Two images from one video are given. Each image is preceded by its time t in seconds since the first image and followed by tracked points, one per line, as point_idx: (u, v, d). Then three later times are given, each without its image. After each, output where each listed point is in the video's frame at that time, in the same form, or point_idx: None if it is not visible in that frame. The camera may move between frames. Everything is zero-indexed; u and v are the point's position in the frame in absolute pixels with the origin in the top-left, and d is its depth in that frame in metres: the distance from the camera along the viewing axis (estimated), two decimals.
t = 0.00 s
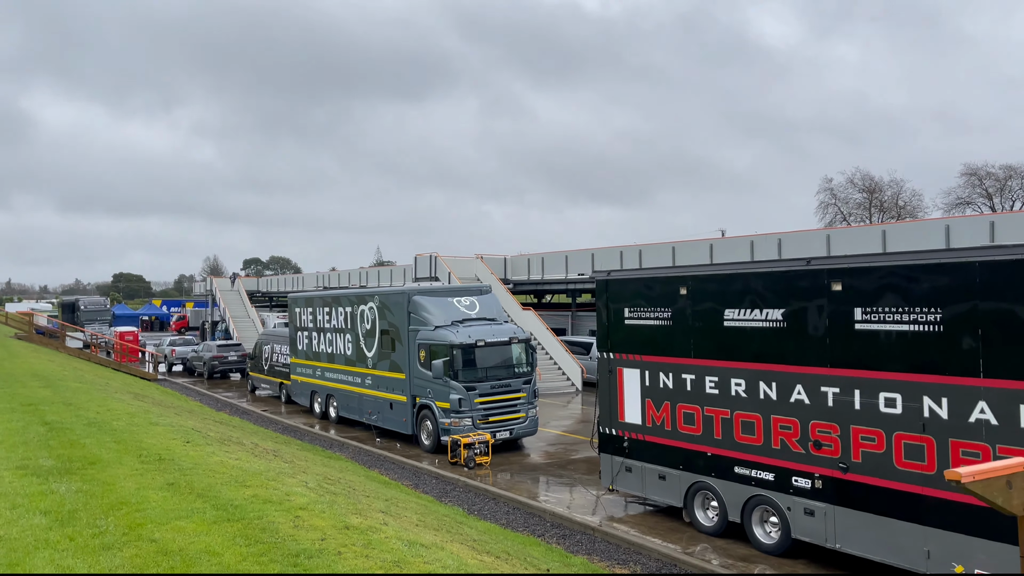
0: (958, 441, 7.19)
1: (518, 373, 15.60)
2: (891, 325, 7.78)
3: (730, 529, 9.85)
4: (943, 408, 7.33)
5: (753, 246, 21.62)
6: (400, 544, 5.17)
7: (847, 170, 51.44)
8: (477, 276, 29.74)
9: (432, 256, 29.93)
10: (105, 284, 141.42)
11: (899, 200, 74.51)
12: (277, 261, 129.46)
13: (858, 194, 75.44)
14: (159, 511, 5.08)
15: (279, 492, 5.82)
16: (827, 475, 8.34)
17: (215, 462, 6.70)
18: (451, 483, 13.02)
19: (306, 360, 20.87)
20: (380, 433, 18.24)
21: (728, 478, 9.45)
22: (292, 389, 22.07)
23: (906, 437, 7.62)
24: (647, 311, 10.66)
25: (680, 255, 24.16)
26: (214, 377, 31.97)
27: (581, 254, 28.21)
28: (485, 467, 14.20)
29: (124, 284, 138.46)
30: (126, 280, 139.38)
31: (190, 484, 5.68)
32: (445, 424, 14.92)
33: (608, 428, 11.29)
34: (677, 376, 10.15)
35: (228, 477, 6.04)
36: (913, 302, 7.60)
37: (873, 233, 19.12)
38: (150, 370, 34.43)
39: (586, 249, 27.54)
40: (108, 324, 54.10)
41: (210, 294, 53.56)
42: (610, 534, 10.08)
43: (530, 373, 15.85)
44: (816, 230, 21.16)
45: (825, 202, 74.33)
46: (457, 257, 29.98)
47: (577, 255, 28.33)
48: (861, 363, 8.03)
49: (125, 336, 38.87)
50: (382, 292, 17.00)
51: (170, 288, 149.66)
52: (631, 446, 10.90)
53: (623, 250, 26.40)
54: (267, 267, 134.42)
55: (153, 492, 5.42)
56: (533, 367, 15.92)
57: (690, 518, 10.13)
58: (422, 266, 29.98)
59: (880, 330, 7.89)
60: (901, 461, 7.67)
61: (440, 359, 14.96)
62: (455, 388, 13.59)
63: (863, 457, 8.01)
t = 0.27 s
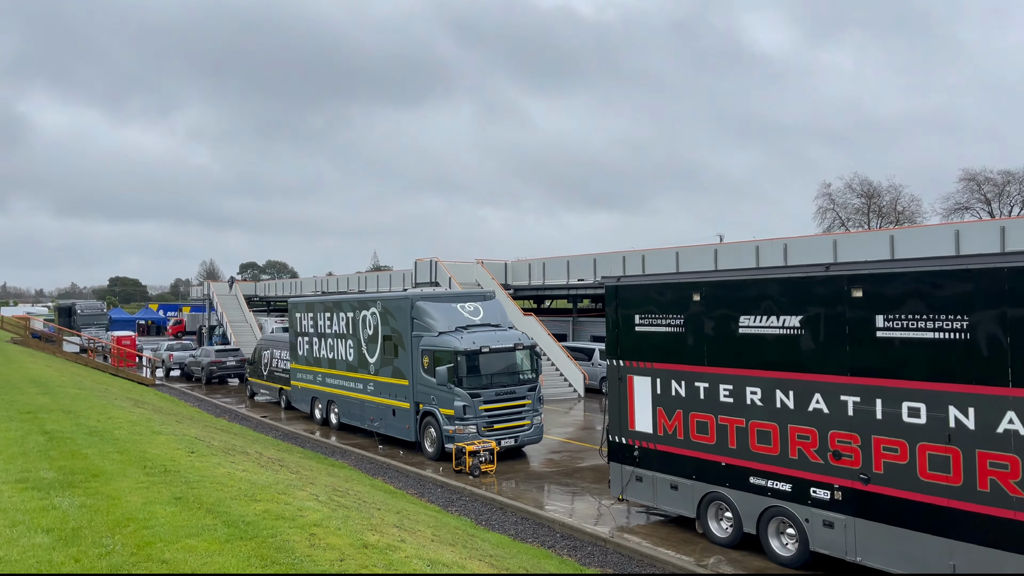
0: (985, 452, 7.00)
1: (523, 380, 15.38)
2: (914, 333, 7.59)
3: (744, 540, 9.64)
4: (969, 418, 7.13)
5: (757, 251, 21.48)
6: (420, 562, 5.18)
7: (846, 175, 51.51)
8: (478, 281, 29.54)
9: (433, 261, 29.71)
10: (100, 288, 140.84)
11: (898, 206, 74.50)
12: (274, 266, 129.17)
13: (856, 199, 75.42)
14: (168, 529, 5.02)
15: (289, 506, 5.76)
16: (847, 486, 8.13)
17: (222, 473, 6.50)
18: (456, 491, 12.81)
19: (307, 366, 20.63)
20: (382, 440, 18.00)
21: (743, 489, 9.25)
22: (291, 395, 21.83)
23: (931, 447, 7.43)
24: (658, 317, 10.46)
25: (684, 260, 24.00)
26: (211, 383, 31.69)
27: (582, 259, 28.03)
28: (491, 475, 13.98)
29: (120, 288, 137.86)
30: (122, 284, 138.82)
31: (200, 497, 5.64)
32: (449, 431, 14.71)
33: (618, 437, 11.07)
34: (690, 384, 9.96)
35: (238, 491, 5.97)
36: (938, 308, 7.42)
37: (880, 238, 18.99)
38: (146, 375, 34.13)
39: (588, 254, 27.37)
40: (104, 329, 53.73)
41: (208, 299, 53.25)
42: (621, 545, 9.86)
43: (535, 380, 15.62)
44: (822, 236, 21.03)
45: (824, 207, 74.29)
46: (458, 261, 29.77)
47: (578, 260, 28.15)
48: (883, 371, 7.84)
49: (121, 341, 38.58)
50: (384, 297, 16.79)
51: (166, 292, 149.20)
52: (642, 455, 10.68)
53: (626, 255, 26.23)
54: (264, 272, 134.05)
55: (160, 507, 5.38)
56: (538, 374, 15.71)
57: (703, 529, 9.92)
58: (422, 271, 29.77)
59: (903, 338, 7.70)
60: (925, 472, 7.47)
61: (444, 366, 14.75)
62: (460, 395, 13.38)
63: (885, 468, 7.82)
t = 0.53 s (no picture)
0: (1017, 456, 6.81)
1: (532, 382, 15.18)
2: (943, 334, 7.40)
3: (763, 545, 9.46)
4: (1000, 421, 6.95)
5: (765, 252, 21.33)
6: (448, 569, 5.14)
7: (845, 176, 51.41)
8: (481, 282, 29.36)
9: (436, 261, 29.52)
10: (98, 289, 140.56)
11: (897, 208, 74.41)
12: (273, 267, 128.94)
13: (856, 201, 75.32)
14: (185, 538, 4.90)
15: (309, 512, 5.77)
16: (871, 491, 7.95)
17: (235, 478, 6.37)
18: (466, 495, 12.61)
19: (310, 368, 20.43)
20: (387, 443, 17.81)
21: (763, 493, 9.06)
22: (295, 397, 21.62)
23: (959, 451, 7.24)
24: (673, 318, 10.27)
25: (690, 261, 23.84)
26: (212, 384, 31.48)
27: (587, 261, 27.85)
28: (500, 479, 13.78)
29: (119, 289, 137.48)
30: (120, 286, 138.58)
31: (215, 504, 5.53)
32: (457, 434, 14.52)
33: (631, 440, 10.89)
34: (707, 386, 9.77)
35: (254, 497, 5.87)
36: (967, 309, 7.24)
37: (889, 239, 18.84)
38: (147, 377, 33.89)
39: (593, 255, 27.19)
40: (103, 330, 53.48)
41: (207, 300, 53.04)
42: (638, 550, 9.67)
43: (544, 382, 15.43)
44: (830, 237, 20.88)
45: (823, 209, 74.18)
46: (461, 262, 29.58)
47: (583, 261, 27.97)
48: (909, 373, 7.66)
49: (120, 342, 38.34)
50: (390, 298, 16.60)
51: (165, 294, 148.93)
52: (656, 458, 10.50)
53: (631, 256, 26.05)
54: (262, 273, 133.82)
55: (174, 515, 5.28)
56: (546, 376, 15.51)
57: (720, 534, 9.73)
58: (425, 272, 29.58)
59: (931, 339, 7.52)
60: (953, 476, 7.29)
61: (452, 367, 14.56)
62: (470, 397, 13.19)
63: (911, 472, 7.64)
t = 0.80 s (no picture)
0: None
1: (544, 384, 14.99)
2: (974, 338, 7.19)
3: (785, 553, 9.25)
4: None
5: (775, 252, 21.13)
6: None
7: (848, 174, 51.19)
8: (487, 283, 29.18)
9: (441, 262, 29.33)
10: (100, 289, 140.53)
11: (901, 207, 74.14)
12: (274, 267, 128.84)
13: (859, 201, 75.06)
14: (206, 555, 5.05)
15: (331, 524, 5.97)
16: (900, 498, 7.74)
17: (250, 488, 6.79)
18: (478, 499, 12.45)
19: (317, 369, 20.25)
20: (395, 445, 17.62)
21: (785, 499, 8.85)
22: (301, 398, 21.44)
23: (992, 458, 7.02)
24: (692, 320, 10.08)
25: (699, 262, 23.65)
26: (216, 385, 31.34)
27: (594, 261, 27.64)
28: (511, 483, 13.60)
29: (121, 290, 137.48)
30: (122, 286, 138.56)
31: (233, 518, 5.83)
32: (468, 437, 14.34)
33: (648, 445, 10.70)
34: (727, 390, 9.58)
35: (273, 509, 6.16)
36: (999, 311, 7.03)
37: (903, 239, 18.63)
38: (150, 377, 33.69)
39: (600, 255, 26.99)
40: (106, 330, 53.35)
41: (210, 300, 52.90)
42: (656, 558, 9.48)
43: (555, 384, 15.23)
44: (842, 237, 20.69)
45: (826, 208, 73.92)
46: (467, 263, 29.40)
47: (589, 262, 27.76)
48: (939, 378, 7.45)
49: (124, 343, 38.22)
50: (399, 299, 16.42)
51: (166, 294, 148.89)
52: (674, 463, 10.31)
53: (639, 257, 25.84)
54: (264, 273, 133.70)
55: (193, 528, 5.52)
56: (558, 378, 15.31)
57: (740, 541, 9.56)
58: (430, 273, 29.39)
59: (962, 343, 7.31)
60: (986, 484, 7.07)
61: (462, 370, 14.38)
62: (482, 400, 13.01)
63: (941, 479, 7.42)
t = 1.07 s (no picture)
0: None
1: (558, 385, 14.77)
2: (1014, 337, 6.95)
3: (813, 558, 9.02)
4: None
5: (791, 251, 20.90)
6: None
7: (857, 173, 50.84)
8: (497, 283, 28.99)
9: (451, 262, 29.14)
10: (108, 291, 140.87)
11: (910, 207, 73.68)
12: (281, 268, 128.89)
13: (867, 200, 74.63)
14: (232, 563, 4.89)
15: (358, 532, 5.80)
16: (935, 502, 7.50)
17: (271, 491, 6.67)
18: (494, 502, 12.25)
19: (327, 371, 20.08)
20: (407, 447, 17.43)
21: (814, 503, 8.63)
22: (311, 400, 21.26)
23: None
24: (714, 319, 9.86)
25: (712, 261, 23.42)
26: (225, 387, 31.23)
27: (604, 261, 27.41)
28: (527, 485, 13.38)
29: (128, 292, 137.80)
30: (129, 288, 138.88)
31: (257, 525, 5.66)
32: (482, 439, 14.13)
33: (670, 447, 10.48)
34: (751, 391, 9.36)
35: (296, 514, 6.03)
36: None
37: (922, 238, 18.39)
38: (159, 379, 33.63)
39: (611, 255, 26.75)
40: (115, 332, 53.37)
41: (218, 301, 52.83)
42: (680, 562, 9.26)
43: (570, 385, 15.01)
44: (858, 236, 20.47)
45: (835, 208, 73.52)
46: (477, 263, 29.21)
47: (600, 261, 27.53)
48: (975, 378, 7.22)
49: (133, 344, 38.17)
50: (411, 299, 16.23)
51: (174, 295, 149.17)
52: (696, 466, 10.09)
53: (651, 256, 25.59)
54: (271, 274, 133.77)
55: (217, 536, 5.36)
56: (573, 379, 15.08)
57: (765, 546, 9.35)
58: (440, 273, 29.22)
59: (1000, 342, 7.06)
60: None
61: (476, 370, 14.19)
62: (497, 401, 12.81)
63: (979, 483, 7.18)
